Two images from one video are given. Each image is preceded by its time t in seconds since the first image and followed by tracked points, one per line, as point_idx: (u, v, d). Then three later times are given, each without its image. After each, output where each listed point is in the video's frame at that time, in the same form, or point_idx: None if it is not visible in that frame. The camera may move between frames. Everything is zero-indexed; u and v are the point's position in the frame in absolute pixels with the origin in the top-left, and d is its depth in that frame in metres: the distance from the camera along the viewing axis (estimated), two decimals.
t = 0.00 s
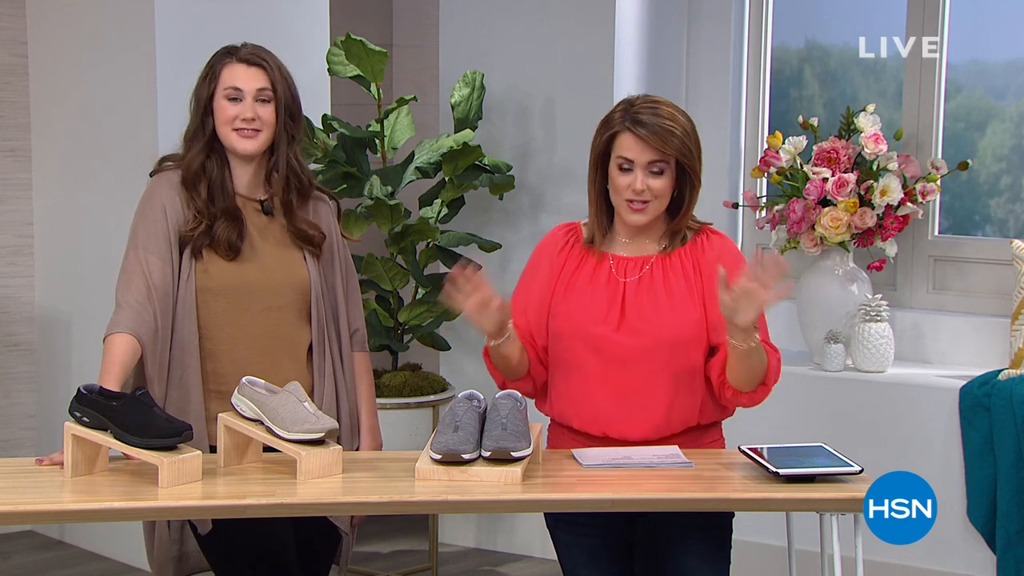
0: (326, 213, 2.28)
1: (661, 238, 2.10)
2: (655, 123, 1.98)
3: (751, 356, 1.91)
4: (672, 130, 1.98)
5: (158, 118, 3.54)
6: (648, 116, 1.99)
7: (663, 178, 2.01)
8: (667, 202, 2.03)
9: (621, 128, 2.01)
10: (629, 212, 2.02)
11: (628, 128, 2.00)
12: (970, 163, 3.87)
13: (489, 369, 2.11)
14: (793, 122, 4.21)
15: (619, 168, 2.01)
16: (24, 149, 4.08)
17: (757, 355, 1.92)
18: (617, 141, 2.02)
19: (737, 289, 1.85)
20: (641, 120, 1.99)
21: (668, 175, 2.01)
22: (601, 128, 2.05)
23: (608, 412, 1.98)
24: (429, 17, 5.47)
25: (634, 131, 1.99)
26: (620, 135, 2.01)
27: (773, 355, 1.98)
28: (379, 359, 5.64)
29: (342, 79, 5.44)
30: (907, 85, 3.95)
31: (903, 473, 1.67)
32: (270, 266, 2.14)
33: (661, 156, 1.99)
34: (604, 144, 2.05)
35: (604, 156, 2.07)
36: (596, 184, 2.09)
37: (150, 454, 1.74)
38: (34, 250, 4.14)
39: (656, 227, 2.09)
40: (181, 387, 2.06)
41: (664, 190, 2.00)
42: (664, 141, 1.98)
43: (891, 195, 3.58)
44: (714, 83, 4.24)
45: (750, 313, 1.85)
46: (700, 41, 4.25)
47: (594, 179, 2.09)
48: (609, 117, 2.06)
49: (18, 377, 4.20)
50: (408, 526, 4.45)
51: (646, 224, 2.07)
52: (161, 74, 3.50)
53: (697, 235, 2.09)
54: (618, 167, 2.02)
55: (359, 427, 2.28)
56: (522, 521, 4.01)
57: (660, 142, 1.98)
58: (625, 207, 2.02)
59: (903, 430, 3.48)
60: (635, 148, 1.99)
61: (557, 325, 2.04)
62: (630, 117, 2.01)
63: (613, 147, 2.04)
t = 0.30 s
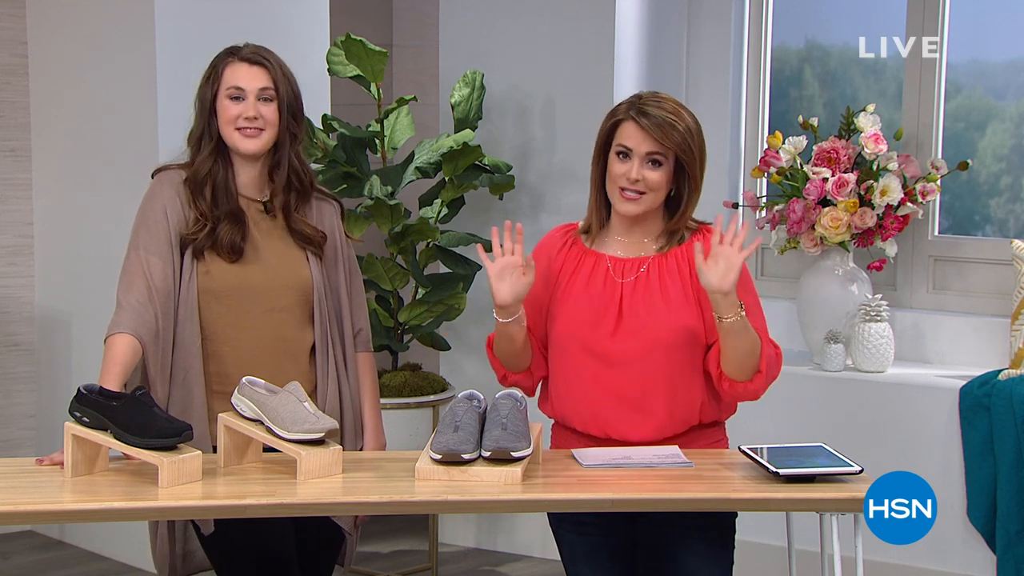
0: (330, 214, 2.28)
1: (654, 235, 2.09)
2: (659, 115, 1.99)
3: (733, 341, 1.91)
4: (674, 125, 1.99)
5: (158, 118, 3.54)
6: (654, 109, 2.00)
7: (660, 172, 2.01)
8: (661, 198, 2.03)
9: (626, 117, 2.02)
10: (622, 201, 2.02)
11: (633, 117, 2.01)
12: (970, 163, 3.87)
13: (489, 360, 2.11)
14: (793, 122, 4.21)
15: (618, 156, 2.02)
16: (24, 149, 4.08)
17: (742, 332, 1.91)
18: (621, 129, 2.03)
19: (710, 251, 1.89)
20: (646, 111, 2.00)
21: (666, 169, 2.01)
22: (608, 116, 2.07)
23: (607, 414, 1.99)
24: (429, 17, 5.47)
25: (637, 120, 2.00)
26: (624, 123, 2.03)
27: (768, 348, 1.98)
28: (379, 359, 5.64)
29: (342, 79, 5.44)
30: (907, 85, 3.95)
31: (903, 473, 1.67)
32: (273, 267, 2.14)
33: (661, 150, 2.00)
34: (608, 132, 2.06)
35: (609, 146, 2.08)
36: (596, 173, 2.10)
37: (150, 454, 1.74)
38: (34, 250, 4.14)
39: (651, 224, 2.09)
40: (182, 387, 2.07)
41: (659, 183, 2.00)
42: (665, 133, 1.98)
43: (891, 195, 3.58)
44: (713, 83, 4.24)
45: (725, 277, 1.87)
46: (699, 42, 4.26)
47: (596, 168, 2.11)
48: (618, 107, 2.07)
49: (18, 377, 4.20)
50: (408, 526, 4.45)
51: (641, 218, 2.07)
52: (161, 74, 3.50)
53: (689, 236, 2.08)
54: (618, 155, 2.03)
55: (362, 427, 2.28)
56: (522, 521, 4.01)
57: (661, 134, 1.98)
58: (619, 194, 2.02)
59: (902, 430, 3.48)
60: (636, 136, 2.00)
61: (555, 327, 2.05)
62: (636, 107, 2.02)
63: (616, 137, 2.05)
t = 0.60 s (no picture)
0: (332, 214, 2.28)
1: (648, 237, 2.08)
2: (665, 114, 2.00)
3: (727, 352, 1.91)
4: (679, 126, 2.00)
5: (158, 118, 3.54)
6: (661, 108, 2.02)
7: (659, 171, 2.01)
8: (658, 197, 2.03)
9: (632, 114, 2.03)
10: (618, 194, 2.02)
11: (639, 114, 2.02)
12: (970, 163, 3.87)
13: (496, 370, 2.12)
14: (793, 122, 4.21)
15: (619, 150, 2.03)
16: (24, 149, 4.08)
17: (737, 348, 1.92)
18: (626, 125, 2.04)
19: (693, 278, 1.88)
20: (651, 110, 2.01)
21: (665, 168, 2.01)
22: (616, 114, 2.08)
23: (610, 415, 1.99)
24: (429, 17, 5.47)
25: (643, 117, 2.01)
26: (629, 120, 2.04)
27: (769, 352, 1.98)
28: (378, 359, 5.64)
29: (342, 80, 5.44)
30: (907, 85, 3.95)
31: (903, 473, 1.67)
32: (275, 268, 2.14)
33: (662, 149, 2.00)
34: (612, 128, 2.07)
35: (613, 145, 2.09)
36: (597, 169, 2.10)
37: (150, 454, 1.74)
38: (34, 250, 4.14)
39: (648, 226, 2.09)
40: (184, 388, 2.07)
41: (656, 181, 2.00)
42: (668, 131, 1.99)
43: (891, 195, 3.58)
44: (714, 83, 4.24)
45: (711, 300, 1.86)
46: (699, 42, 4.26)
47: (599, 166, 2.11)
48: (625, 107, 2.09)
49: (18, 377, 4.20)
50: (408, 526, 4.45)
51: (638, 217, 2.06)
52: (161, 74, 3.50)
53: (681, 240, 2.07)
54: (620, 150, 2.03)
55: (364, 427, 2.28)
56: (522, 521, 4.01)
57: (664, 132, 1.99)
58: (616, 187, 2.03)
59: (902, 431, 3.48)
60: (639, 133, 2.01)
61: (556, 329, 2.05)
62: (644, 106, 2.03)
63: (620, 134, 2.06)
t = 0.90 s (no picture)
0: (332, 214, 2.28)
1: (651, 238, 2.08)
2: (669, 117, 2.00)
3: (705, 360, 1.91)
4: (682, 129, 1.99)
5: (158, 119, 3.53)
6: (666, 110, 2.01)
7: (661, 173, 2.01)
8: (660, 199, 2.03)
9: (637, 115, 2.04)
10: (620, 195, 2.02)
11: (643, 116, 2.02)
12: (970, 163, 3.87)
13: (511, 376, 2.07)
14: (793, 122, 4.21)
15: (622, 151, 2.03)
16: (24, 149, 4.08)
17: (714, 358, 1.91)
18: (630, 125, 2.04)
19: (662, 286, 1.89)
20: (655, 112, 2.01)
21: (667, 171, 2.01)
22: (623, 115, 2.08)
23: (613, 413, 1.99)
24: (429, 17, 5.47)
25: (647, 119, 2.01)
26: (634, 120, 2.04)
27: (761, 357, 1.97)
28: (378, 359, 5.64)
29: (342, 80, 5.44)
30: (907, 85, 3.95)
31: (903, 473, 1.67)
32: (276, 268, 2.14)
33: (664, 151, 2.00)
34: (618, 130, 2.07)
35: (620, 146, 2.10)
36: (602, 169, 2.11)
37: (149, 454, 1.74)
38: (34, 250, 4.14)
39: (651, 229, 2.09)
40: (185, 388, 2.06)
41: (658, 183, 2.00)
42: (670, 134, 1.99)
43: (891, 195, 3.58)
44: (714, 83, 4.24)
45: (680, 308, 1.87)
46: (699, 42, 4.26)
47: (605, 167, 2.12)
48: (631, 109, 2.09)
49: (18, 377, 4.20)
50: (408, 526, 4.45)
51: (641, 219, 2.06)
52: (161, 74, 3.50)
53: (682, 240, 2.06)
54: (623, 152, 2.04)
55: (365, 427, 2.27)
56: (522, 521, 4.01)
57: (666, 134, 1.99)
58: (617, 187, 2.03)
59: (903, 431, 3.48)
60: (642, 135, 2.01)
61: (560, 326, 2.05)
62: (648, 107, 2.03)
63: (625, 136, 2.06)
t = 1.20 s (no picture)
0: (330, 214, 2.28)
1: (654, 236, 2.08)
2: (671, 117, 2.00)
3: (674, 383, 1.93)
4: (685, 128, 2.00)
5: (158, 119, 3.53)
6: (668, 110, 2.01)
7: (665, 173, 2.01)
8: (663, 198, 2.03)
9: (639, 115, 2.03)
10: (623, 195, 2.02)
11: (646, 115, 2.02)
12: (970, 163, 3.87)
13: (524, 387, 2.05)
14: (793, 122, 4.21)
15: (625, 151, 2.03)
16: (24, 149, 4.08)
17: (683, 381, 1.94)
18: (633, 125, 2.04)
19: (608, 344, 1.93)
20: (658, 111, 2.01)
21: (670, 170, 2.01)
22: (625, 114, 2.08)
23: (613, 412, 2.01)
24: (429, 17, 5.47)
25: (649, 119, 2.01)
26: (637, 120, 2.04)
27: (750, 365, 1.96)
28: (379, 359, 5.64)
29: (342, 80, 5.45)
30: (907, 85, 3.95)
31: (903, 473, 1.67)
32: (276, 269, 2.14)
33: (667, 151, 2.00)
34: (620, 129, 2.07)
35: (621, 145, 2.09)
36: (604, 169, 2.11)
37: (149, 454, 1.74)
38: (34, 250, 4.14)
39: (654, 228, 2.08)
40: (185, 390, 2.07)
41: (661, 183, 2.01)
42: (673, 133, 1.99)
43: (891, 195, 3.58)
44: (713, 82, 4.24)
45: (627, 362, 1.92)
46: (699, 42, 4.26)
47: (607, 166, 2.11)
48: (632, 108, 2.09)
49: (18, 377, 4.20)
50: (408, 526, 4.45)
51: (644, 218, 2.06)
52: (162, 74, 3.50)
53: (685, 239, 2.06)
54: (626, 151, 2.03)
55: (365, 427, 2.28)
56: (522, 522, 4.01)
57: (669, 133, 1.99)
58: (620, 186, 2.03)
59: (903, 431, 3.48)
60: (645, 134, 2.01)
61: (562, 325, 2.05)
62: (650, 107, 2.03)
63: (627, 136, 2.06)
